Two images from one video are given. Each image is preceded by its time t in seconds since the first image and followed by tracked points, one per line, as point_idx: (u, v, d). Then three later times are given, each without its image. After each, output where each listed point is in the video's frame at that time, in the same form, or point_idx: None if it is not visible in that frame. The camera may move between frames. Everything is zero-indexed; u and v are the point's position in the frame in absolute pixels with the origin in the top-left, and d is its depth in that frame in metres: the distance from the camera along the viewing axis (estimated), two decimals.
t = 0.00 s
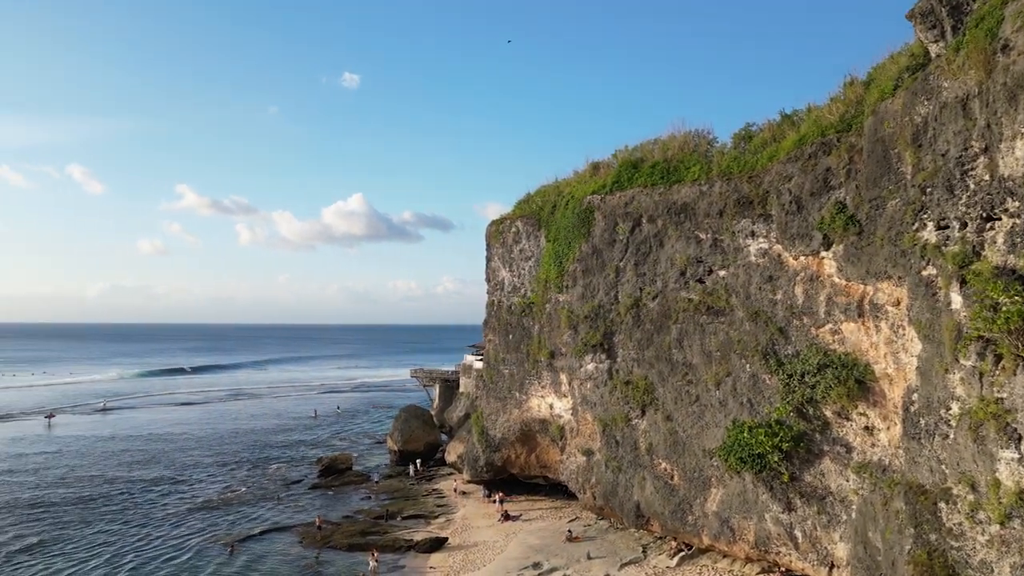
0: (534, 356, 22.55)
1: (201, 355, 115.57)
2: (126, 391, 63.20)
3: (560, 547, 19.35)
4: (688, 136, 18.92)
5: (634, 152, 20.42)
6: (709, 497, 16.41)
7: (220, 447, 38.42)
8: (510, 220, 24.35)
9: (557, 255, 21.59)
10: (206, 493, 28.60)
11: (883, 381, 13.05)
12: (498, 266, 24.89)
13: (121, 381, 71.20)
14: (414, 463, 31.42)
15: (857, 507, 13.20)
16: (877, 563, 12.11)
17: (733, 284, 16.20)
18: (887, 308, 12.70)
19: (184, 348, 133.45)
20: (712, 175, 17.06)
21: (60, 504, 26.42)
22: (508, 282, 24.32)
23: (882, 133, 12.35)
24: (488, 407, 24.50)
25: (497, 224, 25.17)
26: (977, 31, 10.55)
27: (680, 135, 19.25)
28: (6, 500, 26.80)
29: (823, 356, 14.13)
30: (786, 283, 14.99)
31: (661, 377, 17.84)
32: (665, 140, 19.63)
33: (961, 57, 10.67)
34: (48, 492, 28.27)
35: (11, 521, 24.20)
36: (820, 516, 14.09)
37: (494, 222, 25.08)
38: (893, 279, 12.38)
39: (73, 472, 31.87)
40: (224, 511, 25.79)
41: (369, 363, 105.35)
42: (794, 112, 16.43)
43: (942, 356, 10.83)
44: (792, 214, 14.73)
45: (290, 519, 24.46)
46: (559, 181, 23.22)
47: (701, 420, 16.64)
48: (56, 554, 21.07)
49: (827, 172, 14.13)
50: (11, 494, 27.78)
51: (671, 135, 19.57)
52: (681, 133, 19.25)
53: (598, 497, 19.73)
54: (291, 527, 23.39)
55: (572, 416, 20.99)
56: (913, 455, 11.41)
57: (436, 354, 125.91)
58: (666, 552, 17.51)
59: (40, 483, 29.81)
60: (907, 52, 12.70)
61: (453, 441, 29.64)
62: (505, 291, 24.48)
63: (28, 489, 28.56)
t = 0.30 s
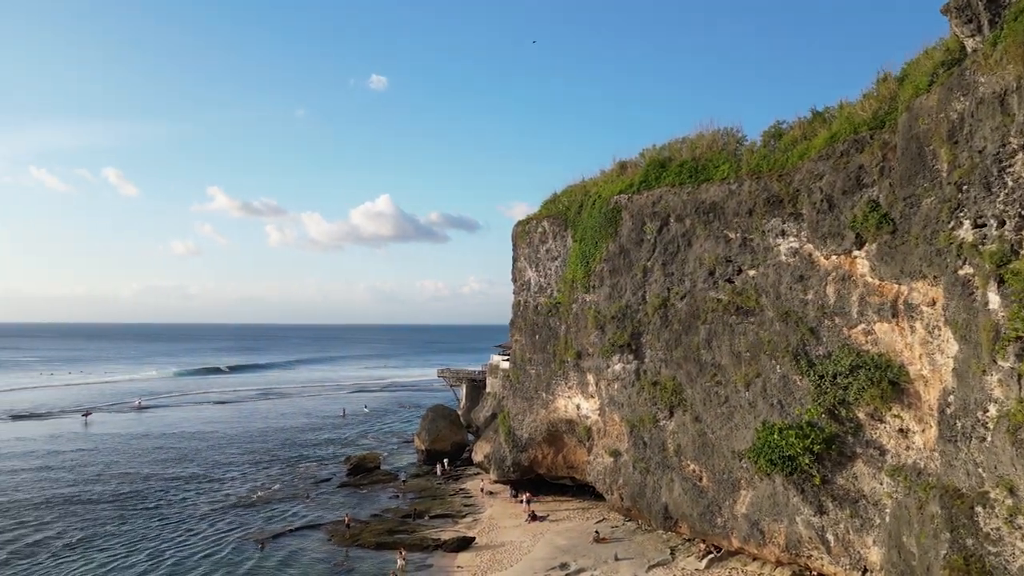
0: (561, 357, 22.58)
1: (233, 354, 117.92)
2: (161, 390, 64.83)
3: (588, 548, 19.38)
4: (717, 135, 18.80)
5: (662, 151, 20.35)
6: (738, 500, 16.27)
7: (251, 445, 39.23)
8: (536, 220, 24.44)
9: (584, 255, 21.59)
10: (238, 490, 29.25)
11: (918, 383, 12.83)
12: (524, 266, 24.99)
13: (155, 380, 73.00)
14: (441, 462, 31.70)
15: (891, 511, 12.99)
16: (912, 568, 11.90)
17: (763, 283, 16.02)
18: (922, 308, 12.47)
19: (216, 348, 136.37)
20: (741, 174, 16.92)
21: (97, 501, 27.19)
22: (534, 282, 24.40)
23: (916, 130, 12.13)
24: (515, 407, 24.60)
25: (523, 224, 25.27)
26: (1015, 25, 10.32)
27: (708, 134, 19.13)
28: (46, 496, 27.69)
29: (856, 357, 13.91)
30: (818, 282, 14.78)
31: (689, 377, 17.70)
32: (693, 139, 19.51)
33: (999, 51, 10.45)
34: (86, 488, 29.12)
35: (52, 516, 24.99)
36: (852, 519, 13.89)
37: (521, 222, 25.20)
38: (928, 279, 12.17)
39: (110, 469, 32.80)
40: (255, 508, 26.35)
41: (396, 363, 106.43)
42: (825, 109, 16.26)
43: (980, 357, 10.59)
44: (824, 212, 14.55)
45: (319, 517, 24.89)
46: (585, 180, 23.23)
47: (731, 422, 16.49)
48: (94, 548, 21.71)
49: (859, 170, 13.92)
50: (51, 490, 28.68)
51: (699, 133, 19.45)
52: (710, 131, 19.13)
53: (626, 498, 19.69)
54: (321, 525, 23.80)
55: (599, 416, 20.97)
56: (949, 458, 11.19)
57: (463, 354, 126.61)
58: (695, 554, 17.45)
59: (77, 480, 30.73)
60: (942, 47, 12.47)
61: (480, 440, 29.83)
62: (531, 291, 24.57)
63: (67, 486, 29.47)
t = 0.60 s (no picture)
0: (584, 358, 22.58)
1: (259, 354, 119.74)
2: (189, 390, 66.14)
3: (612, 549, 19.40)
4: (742, 133, 18.70)
5: (686, 150, 20.27)
6: (764, 502, 16.13)
7: (277, 444, 39.87)
8: (559, 220, 24.49)
9: (607, 255, 21.58)
10: (265, 489, 29.76)
11: (948, 384, 12.63)
12: (547, 267, 25.04)
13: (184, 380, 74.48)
14: (464, 462, 31.91)
15: (921, 514, 12.79)
16: (943, 573, 11.71)
17: (790, 283, 15.86)
18: (953, 309, 12.26)
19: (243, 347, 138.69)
20: (767, 173, 16.78)
21: (129, 499, 27.85)
22: (557, 282, 24.44)
23: (947, 127, 11.96)
24: (538, 407, 24.66)
25: (546, 224, 25.33)
26: None
27: (733, 132, 19.03)
28: (80, 493, 28.42)
29: (885, 358, 13.71)
30: (846, 282, 14.60)
31: (714, 378, 17.56)
32: (717, 137, 19.41)
33: None
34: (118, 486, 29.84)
35: (86, 513, 25.65)
36: (881, 522, 13.70)
37: (544, 223, 25.27)
38: (959, 279, 11.95)
39: (141, 468, 33.55)
40: (282, 507, 26.81)
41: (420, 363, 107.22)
42: (853, 106, 16.11)
43: (1013, 358, 10.40)
44: (852, 211, 14.39)
45: (344, 516, 25.24)
46: (608, 180, 23.21)
47: (756, 423, 16.35)
48: (126, 545, 22.24)
49: (888, 168, 13.74)
50: (84, 488, 29.43)
51: (724, 132, 19.35)
52: (735, 130, 19.03)
53: (650, 500, 19.65)
54: (346, 524, 24.14)
55: (622, 417, 20.92)
56: (982, 461, 11.00)
57: (485, 355, 127.05)
58: (720, 556, 17.36)
59: (109, 478, 31.48)
60: (973, 43, 12.29)
61: (503, 441, 29.96)
62: (554, 292, 24.61)
63: (99, 484, 30.22)
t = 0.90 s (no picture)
0: (603, 358, 22.57)
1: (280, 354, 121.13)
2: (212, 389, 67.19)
3: (632, 550, 19.38)
4: (764, 132, 18.63)
5: (707, 150, 20.22)
6: (786, 504, 16.01)
7: (299, 443, 40.37)
8: (578, 219, 24.52)
9: (627, 255, 21.55)
10: (286, 488, 30.17)
11: (975, 385, 12.46)
12: (566, 267, 25.08)
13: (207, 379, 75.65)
14: (483, 462, 32.06)
15: (947, 517, 12.63)
16: None
17: (812, 283, 15.72)
18: (980, 309, 12.08)
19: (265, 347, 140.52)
20: (789, 171, 16.67)
21: (155, 496, 28.41)
22: (576, 282, 24.46)
23: (973, 124, 11.89)
24: (558, 407, 24.71)
25: (565, 224, 25.39)
26: None
27: (754, 131, 18.94)
28: (107, 491, 29.04)
29: (909, 359, 13.54)
30: (869, 282, 14.45)
31: (735, 379, 17.43)
32: (738, 136, 19.33)
33: None
34: (144, 484, 30.43)
35: (113, 510, 26.21)
36: (906, 525, 13.53)
37: (563, 223, 25.33)
38: (986, 278, 11.80)
39: (166, 466, 34.17)
40: (303, 505, 27.16)
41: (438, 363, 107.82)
42: (876, 104, 15.98)
43: None
44: (876, 210, 14.26)
45: (365, 515, 25.51)
46: (628, 180, 23.19)
47: (778, 424, 16.23)
48: (153, 542, 22.69)
49: (913, 166, 13.60)
50: (111, 486, 30.06)
51: (745, 131, 19.27)
52: (756, 129, 18.95)
53: (670, 501, 19.61)
54: (367, 522, 24.40)
55: (642, 418, 20.87)
56: (1010, 463, 10.84)
57: (504, 355, 127.32)
58: (741, 559, 17.26)
59: (135, 476, 32.12)
60: (1001, 39, 12.20)
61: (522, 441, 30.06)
62: (573, 291, 24.64)
63: (126, 482, 30.84)
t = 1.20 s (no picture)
0: (620, 358, 22.53)
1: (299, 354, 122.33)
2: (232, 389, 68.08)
3: (649, 552, 19.36)
4: (782, 131, 18.53)
5: (725, 148, 20.15)
6: (806, 506, 15.88)
7: (317, 443, 40.78)
8: (595, 219, 24.53)
9: (644, 255, 21.51)
10: (305, 487, 30.52)
11: (998, 386, 12.30)
12: (583, 267, 25.08)
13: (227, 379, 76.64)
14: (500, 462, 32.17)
15: (971, 520, 12.48)
16: None
17: (833, 283, 15.59)
18: (1004, 309, 11.95)
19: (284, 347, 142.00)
20: (809, 170, 16.55)
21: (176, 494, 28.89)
22: (593, 282, 24.46)
23: (996, 121, 12.05)
24: (575, 407, 24.73)
25: (582, 224, 25.41)
26: None
27: (773, 129, 18.84)
28: (131, 489, 29.56)
29: (932, 359, 13.39)
30: (891, 281, 14.30)
31: (754, 379, 17.33)
32: (757, 135, 19.23)
33: None
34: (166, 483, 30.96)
35: (137, 509, 26.69)
36: (928, 528, 13.37)
37: (580, 223, 25.36)
38: (1011, 278, 11.69)
39: (187, 465, 34.69)
40: (322, 504, 27.46)
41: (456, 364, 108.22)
42: (898, 101, 15.85)
43: None
44: (897, 209, 14.13)
45: (383, 514, 25.73)
46: (645, 180, 23.15)
47: (797, 426, 16.11)
48: (175, 540, 23.08)
49: (936, 164, 13.48)
50: (134, 484, 30.60)
51: (763, 129, 19.18)
52: (774, 127, 18.85)
53: (688, 502, 19.55)
54: (384, 522, 24.61)
55: (660, 418, 20.82)
56: None
57: (521, 355, 127.49)
58: (760, 561, 17.15)
59: (157, 474, 32.67)
60: None
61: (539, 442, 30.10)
62: (590, 292, 24.63)
63: (148, 480, 31.40)
